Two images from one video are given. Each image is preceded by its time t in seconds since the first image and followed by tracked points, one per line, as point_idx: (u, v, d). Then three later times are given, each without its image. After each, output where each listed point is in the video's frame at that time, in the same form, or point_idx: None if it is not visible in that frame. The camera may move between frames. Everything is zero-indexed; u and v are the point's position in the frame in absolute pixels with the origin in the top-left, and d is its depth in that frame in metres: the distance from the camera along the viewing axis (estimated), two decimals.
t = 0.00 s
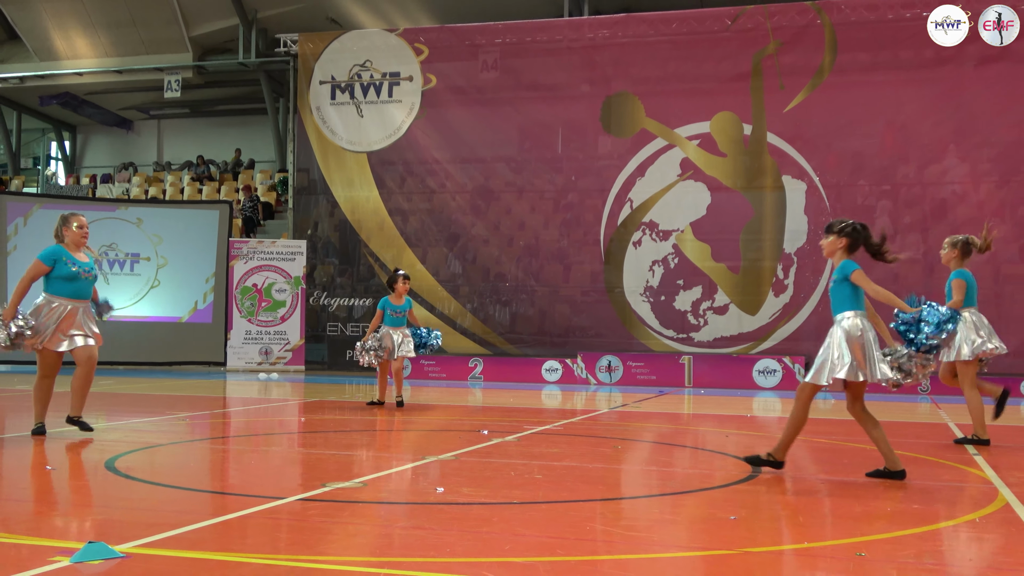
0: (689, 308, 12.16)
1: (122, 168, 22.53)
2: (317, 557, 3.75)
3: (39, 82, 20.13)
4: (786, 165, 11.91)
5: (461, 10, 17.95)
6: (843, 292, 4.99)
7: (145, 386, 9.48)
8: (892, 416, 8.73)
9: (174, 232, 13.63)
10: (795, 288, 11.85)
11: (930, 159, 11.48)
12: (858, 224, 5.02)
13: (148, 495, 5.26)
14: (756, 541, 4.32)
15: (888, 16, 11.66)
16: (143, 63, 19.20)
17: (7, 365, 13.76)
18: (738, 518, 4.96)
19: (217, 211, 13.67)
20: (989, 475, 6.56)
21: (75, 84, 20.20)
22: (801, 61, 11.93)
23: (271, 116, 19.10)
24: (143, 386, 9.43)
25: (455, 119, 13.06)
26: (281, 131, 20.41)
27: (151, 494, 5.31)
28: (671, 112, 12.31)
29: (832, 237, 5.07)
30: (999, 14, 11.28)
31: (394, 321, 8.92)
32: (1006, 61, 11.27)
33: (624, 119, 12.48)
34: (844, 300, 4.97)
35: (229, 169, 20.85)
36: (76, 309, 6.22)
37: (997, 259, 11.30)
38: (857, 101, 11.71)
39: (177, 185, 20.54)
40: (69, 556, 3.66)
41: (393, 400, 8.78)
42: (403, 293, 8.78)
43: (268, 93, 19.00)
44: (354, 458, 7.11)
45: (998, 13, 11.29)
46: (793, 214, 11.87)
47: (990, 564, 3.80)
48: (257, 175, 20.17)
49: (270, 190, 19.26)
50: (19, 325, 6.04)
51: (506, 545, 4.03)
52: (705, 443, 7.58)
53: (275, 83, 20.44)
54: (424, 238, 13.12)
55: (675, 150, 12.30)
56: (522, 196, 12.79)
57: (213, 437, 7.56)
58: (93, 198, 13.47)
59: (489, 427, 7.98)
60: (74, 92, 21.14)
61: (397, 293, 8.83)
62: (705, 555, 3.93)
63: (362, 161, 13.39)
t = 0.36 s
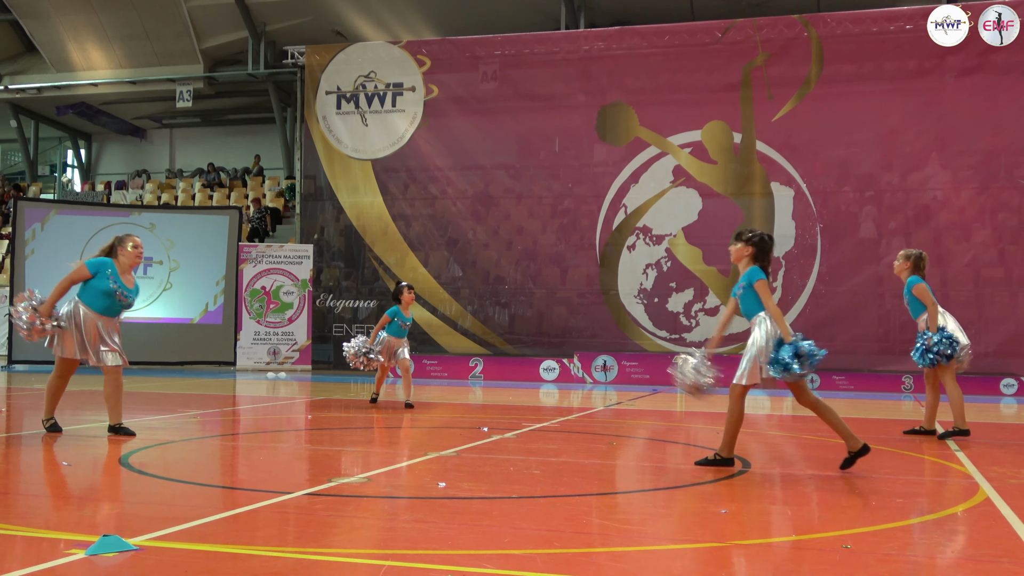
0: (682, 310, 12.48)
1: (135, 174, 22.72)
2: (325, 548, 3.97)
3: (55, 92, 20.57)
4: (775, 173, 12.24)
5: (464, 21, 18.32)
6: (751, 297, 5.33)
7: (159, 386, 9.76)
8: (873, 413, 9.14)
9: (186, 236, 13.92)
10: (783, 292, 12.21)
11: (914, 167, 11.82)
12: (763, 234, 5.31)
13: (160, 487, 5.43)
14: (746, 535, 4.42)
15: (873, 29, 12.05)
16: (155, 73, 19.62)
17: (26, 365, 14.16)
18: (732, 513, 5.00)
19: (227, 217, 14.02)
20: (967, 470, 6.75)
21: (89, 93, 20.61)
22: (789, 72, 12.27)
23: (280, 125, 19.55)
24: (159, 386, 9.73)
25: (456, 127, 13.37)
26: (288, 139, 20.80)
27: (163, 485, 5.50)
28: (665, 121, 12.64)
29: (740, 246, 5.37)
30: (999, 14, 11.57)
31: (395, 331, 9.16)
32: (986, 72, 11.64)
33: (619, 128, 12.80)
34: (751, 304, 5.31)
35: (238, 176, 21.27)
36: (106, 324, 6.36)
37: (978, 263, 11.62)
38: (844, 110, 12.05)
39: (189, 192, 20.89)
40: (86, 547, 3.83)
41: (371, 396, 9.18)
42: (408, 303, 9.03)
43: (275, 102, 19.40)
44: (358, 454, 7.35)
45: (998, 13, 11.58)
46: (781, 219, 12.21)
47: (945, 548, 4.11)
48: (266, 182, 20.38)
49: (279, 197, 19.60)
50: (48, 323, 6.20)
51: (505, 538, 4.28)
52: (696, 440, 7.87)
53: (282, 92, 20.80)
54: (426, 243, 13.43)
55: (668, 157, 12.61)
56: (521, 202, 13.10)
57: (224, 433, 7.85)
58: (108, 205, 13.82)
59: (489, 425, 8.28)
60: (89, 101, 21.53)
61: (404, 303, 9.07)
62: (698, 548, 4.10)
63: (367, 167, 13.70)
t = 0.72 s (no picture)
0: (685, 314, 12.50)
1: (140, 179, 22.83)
2: (329, 552, 4.00)
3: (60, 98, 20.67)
4: (778, 178, 12.27)
5: (468, 27, 18.40)
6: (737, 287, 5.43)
7: (165, 390, 9.81)
8: (876, 417, 9.17)
9: (190, 241, 13.98)
10: (786, 296, 12.25)
11: (916, 171, 11.85)
12: (756, 224, 5.42)
13: (165, 491, 5.45)
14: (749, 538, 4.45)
15: (874, 34, 12.08)
16: (160, 78, 19.76)
17: (31, 370, 14.19)
18: (735, 517, 5.02)
19: (232, 222, 14.02)
20: (971, 474, 6.76)
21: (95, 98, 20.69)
22: (791, 77, 12.30)
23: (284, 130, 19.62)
24: (165, 391, 9.77)
25: (459, 132, 13.41)
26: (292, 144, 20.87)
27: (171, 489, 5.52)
28: (667, 126, 12.67)
29: (733, 233, 5.45)
30: (999, 15, 11.50)
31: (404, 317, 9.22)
32: (987, 77, 11.67)
33: (622, 133, 12.83)
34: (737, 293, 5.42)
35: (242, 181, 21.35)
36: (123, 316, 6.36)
37: (980, 267, 11.64)
38: (845, 116, 12.08)
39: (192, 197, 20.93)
40: (89, 551, 3.83)
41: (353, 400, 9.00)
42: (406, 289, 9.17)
43: (280, 107, 19.48)
44: (362, 458, 7.37)
45: (998, 13, 11.51)
46: (784, 224, 12.24)
47: (945, 551, 4.14)
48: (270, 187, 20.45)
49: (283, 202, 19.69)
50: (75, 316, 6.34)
51: (508, 543, 4.30)
52: (699, 443, 7.89)
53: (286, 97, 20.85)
54: (429, 247, 13.47)
55: (670, 162, 12.64)
56: (524, 206, 13.13)
57: (228, 437, 7.88)
58: (114, 209, 13.86)
59: (492, 429, 8.30)
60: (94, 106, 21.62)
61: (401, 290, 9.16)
62: (703, 552, 4.13)
63: (371, 173, 13.75)
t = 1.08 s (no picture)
0: (688, 319, 12.50)
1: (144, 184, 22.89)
2: (331, 557, 4.00)
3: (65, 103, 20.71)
4: (782, 183, 12.28)
5: (471, 32, 18.42)
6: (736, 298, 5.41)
7: (170, 395, 9.82)
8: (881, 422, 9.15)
9: (194, 245, 13.97)
10: (790, 300, 12.25)
11: (920, 176, 11.84)
12: (756, 234, 5.41)
13: (167, 495, 5.44)
14: (754, 544, 4.43)
15: (878, 39, 12.07)
16: (164, 83, 19.78)
17: (34, 374, 14.19)
18: (739, 522, 5.01)
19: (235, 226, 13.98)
20: (975, 479, 6.75)
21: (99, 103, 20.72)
22: (795, 83, 12.30)
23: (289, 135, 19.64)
24: (171, 395, 9.78)
25: (463, 137, 13.42)
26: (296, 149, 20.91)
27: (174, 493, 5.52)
28: (671, 131, 12.67)
29: (732, 242, 5.45)
30: (999, 14, 11.40)
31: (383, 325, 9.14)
32: (990, 82, 11.66)
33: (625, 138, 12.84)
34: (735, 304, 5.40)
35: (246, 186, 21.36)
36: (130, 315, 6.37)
37: (984, 273, 11.64)
38: (849, 120, 12.08)
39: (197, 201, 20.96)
40: (93, 558, 3.81)
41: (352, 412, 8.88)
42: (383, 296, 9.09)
43: (284, 112, 19.52)
44: (366, 463, 7.36)
45: (998, 13, 11.41)
46: (787, 229, 12.25)
47: (951, 558, 4.14)
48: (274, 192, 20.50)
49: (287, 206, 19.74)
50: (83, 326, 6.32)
51: (512, 548, 4.29)
52: (702, 448, 7.88)
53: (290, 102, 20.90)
54: (433, 252, 13.48)
55: (674, 167, 12.66)
56: (528, 211, 13.14)
57: (232, 442, 7.89)
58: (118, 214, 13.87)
59: (496, 434, 8.30)
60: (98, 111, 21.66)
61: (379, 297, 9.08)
62: (705, 556, 4.12)
63: (375, 178, 13.77)
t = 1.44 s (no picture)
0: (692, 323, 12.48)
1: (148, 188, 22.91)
2: (335, 562, 3.99)
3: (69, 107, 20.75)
4: (786, 187, 12.27)
5: (474, 36, 18.46)
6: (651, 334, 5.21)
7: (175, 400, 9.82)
8: (886, 427, 9.13)
9: (198, 249, 13.99)
10: (794, 305, 12.20)
11: (923, 180, 11.85)
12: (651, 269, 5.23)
13: (169, 501, 5.42)
14: (757, 548, 4.43)
15: (882, 44, 12.08)
16: (168, 87, 19.79)
17: (38, 378, 14.20)
18: (742, 526, 5.01)
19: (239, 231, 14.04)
20: (980, 483, 6.73)
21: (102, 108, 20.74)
22: (798, 87, 12.31)
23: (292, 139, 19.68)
24: (175, 400, 9.78)
25: (466, 141, 13.44)
26: (300, 153, 20.93)
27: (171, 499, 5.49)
28: (674, 135, 12.68)
29: (631, 281, 5.21)
30: (999, 15, 11.46)
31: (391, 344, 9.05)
32: (994, 86, 11.66)
33: (628, 142, 12.85)
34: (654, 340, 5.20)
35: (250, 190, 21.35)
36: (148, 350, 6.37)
37: (987, 277, 11.63)
38: (852, 125, 12.07)
39: (200, 206, 20.99)
40: (98, 562, 3.78)
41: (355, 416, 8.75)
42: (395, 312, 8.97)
43: (287, 116, 19.53)
44: (371, 467, 7.35)
45: (998, 13, 11.47)
46: (791, 233, 12.22)
47: (957, 562, 4.13)
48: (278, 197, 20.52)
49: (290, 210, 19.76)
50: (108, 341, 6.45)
51: (516, 552, 4.28)
52: (706, 453, 7.87)
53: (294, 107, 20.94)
54: (436, 256, 13.48)
55: (677, 172, 12.65)
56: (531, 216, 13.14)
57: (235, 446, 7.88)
58: (121, 218, 13.85)
59: (499, 439, 8.30)
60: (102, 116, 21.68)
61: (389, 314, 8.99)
62: (712, 562, 4.11)
63: (378, 182, 13.77)
